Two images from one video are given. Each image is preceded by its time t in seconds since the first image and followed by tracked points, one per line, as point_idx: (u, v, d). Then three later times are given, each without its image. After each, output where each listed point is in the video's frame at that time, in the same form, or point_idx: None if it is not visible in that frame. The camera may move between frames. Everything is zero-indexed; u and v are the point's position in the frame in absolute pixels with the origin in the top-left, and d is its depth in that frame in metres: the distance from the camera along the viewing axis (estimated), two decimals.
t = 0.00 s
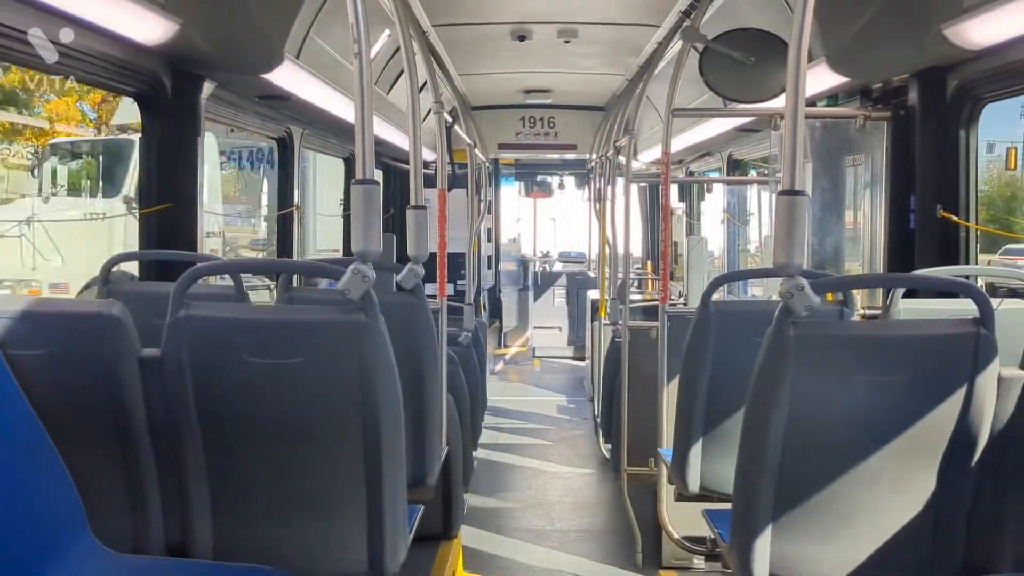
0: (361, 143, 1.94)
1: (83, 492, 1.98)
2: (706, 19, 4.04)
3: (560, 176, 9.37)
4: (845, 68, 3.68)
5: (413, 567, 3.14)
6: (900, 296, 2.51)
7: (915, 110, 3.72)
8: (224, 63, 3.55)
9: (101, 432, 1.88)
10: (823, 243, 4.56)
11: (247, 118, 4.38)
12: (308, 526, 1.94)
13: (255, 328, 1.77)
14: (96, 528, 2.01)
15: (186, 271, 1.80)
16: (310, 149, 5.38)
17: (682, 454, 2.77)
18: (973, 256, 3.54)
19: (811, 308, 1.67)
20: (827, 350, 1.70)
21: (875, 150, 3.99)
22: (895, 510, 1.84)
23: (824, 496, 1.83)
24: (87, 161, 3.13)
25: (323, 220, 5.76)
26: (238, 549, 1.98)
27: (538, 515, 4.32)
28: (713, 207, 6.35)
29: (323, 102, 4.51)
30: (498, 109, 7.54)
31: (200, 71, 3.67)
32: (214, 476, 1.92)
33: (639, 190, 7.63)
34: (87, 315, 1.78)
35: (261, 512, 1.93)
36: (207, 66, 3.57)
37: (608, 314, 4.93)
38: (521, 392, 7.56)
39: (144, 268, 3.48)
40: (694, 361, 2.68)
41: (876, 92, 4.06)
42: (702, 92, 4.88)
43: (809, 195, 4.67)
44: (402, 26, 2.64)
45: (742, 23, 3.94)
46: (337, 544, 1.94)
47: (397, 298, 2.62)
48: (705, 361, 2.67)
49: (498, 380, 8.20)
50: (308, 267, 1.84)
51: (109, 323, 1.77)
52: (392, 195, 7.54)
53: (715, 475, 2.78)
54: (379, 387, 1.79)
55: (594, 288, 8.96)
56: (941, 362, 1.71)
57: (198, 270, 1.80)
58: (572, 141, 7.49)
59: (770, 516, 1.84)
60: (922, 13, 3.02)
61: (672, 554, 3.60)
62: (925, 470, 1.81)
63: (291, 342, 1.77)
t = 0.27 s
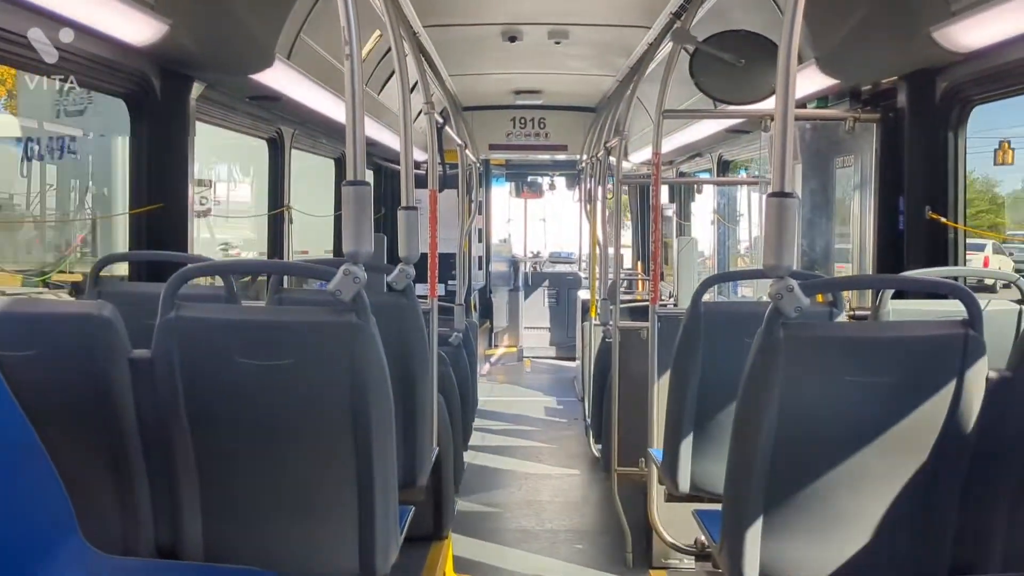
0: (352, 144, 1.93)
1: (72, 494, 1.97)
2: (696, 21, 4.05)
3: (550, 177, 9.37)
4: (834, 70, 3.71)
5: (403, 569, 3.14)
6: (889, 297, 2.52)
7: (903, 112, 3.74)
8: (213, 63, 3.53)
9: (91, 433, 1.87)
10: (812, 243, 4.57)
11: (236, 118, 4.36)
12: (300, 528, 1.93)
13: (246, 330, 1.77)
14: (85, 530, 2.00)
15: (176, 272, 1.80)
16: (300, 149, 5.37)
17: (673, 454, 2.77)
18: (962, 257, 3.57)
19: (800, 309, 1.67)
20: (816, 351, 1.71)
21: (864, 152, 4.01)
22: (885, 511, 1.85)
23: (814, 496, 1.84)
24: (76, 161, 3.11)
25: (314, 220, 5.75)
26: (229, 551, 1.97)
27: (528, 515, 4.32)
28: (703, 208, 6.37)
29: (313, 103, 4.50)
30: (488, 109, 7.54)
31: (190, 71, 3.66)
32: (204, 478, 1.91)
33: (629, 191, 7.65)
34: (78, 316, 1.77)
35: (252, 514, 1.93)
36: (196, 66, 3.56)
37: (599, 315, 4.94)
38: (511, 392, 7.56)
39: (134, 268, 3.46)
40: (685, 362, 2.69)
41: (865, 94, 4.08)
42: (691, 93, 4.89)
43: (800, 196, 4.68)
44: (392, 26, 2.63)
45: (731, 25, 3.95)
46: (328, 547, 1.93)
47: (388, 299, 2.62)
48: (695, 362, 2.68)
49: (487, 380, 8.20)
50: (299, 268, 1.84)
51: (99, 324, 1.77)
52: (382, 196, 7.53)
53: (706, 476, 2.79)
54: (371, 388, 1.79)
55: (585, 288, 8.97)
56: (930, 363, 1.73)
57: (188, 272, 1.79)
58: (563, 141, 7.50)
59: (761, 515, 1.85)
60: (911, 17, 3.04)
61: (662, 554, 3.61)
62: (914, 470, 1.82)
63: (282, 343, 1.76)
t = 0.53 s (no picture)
0: (336, 140, 1.93)
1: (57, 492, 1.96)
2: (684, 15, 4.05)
3: (541, 173, 9.36)
4: (821, 64, 3.71)
5: (392, 565, 3.13)
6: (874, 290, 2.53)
7: (890, 106, 3.75)
8: (198, 59, 3.52)
9: (74, 432, 1.86)
10: (801, 237, 4.58)
11: (224, 115, 4.35)
12: (285, 525, 1.92)
13: (230, 327, 1.77)
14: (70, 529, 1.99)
15: (159, 269, 1.79)
16: (289, 146, 5.36)
17: (661, 449, 2.78)
18: (949, 250, 3.57)
19: (784, 303, 1.69)
20: (800, 345, 1.71)
21: (853, 146, 4.01)
22: (870, 503, 1.85)
23: (799, 489, 1.84)
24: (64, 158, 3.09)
25: (304, 217, 5.74)
26: (214, 548, 1.97)
27: (518, 511, 4.33)
28: (693, 203, 6.37)
29: (301, 100, 4.49)
30: (479, 106, 7.53)
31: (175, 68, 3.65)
32: (188, 475, 1.90)
33: (620, 187, 7.65)
34: (60, 313, 1.76)
35: (236, 512, 1.92)
36: (182, 62, 3.54)
37: (589, 310, 4.94)
38: (502, 388, 7.57)
39: (121, 266, 3.46)
40: (671, 356, 2.69)
41: (852, 88, 4.08)
42: (681, 88, 4.89)
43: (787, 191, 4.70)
44: (378, 22, 2.63)
45: (719, 19, 3.95)
46: (314, 544, 1.92)
47: (375, 295, 2.62)
48: (682, 355, 2.68)
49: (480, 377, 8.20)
50: (283, 264, 1.84)
51: (81, 321, 1.76)
52: (373, 193, 7.52)
53: (694, 470, 2.79)
54: (354, 385, 1.78)
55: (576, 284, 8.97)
56: (914, 355, 1.73)
57: (171, 269, 1.79)
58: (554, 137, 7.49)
59: (746, 509, 1.85)
60: (896, 10, 3.04)
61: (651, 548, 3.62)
62: (899, 462, 1.82)
63: (266, 340, 1.76)
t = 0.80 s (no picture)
0: (327, 144, 1.93)
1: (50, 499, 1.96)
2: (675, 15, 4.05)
3: (533, 173, 9.29)
4: (812, 63, 3.72)
5: (388, 567, 3.13)
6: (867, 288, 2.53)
7: (881, 104, 3.76)
8: (188, 62, 3.51)
9: (67, 438, 1.86)
10: (793, 236, 4.59)
11: (215, 118, 4.34)
12: (280, 529, 1.92)
13: (223, 331, 1.76)
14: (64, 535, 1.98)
15: (152, 274, 1.78)
16: (281, 148, 5.35)
17: (655, 448, 2.78)
18: (940, 248, 3.59)
19: (777, 302, 1.69)
20: (793, 344, 1.71)
21: (844, 144, 4.03)
22: (865, 501, 1.85)
23: (793, 489, 1.84)
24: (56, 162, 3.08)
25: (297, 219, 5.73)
26: (209, 553, 1.96)
27: (513, 511, 4.33)
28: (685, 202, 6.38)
29: (293, 101, 4.48)
30: (470, 106, 7.53)
31: (166, 71, 3.63)
32: (183, 480, 1.90)
33: (613, 186, 7.66)
34: (54, 320, 1.76)
35: (230, 517, 1.92)
36: (173, 65, 3.53)
37: (582, 310, 4.94)
38: (497, 388, 7.58)
39: (113, 271, 3.45)
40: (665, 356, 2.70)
41: (844, 86, 4.10)
42: (673, 87, 4.90)
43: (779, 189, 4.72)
44: (368, 24, 2.62)
45: (710, 19, 3.95)
46: (309, 547, 1.92)
47: (368, 297, 2.62)
48: (677, 355, 2.68)
49: (474, 377, 8.20)
50: (276, 268, 1.83)
51: (74, 327, 1.75)
52: (366, 193, 7.51)
53: (689, 469, 2.80)
54: (349, 388, 1.78)
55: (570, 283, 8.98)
56: (906, 354, 1.73)
57: (163, 274, 1.78)
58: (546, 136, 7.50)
59: (741, 508, 1.85)
60: (886, 8, 3.05)
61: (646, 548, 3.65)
62: (893, 460, 1.82)
63: (260, 344, 1.76)
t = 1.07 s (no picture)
0: (318, 144, 1.92)
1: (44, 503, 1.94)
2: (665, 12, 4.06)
3: (525, 172, 9.25)
4: (802, 58, 3.73)
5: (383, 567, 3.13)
6: (858, 282, 2.54)
7: (870, 98, 3.78)
8: (178, 64, 3.50)
9: (60, 442, 1.84)
10: (785, 231, 4.60)
11: (205, 119, 4.32)
12: (275, 530, 1.91)
13: (216, 332, 1.76)
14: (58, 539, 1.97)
15: (144, 276, 1.77)
16: (272, 149, 5.34)
17: (650, 445, 2.79)
18: (931, 242, 3.60)
19: (769, 297, 1.69)
20: (787, 339, 1.71)
21: (835, 139, 4.04)
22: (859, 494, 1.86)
23: (787, 483, 1.84)
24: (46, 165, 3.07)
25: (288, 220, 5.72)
26: (204, 555, 1.96)
27: (508, 510, 4.33)
28: (677, 199, 6.39)
29: (284, 102, 4.47)
30: (461, 105, 7.53)
31: (155, 73, 3.62)
32: (177, 483, 1.89)
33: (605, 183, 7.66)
34: (44, 323, 1.75)
35: (226, 520, 1.91)
36: (162, 67, 3.52)
37: (575, 308, 4.94)
38: (490, 387, 7.58)
39: (105, 274, 3.43)
40: (659, 352, 2.70)
41: (833, 81, 4.11)
42: (663, 84, 4.90)
43: (769, 184, 4.74)
44: (358, 23, 2.61)
45: (699, 15, 3.96)
46: (304, 548, 1.91)
47: (361, 297, 2.62)
48: (670, 350, 2.69)
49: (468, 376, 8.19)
50: (268, 269, 1.83)
51: (65, 330, 1.74)
52: (357, 194, 7.50)
53: (684, 465, 2.81)
54: (342, 389, 1.78)
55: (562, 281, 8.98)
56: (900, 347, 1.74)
57: (155, 276, 1.77)
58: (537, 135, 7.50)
59: (737, 503, 1.86)
60: (875, 3, 3.06)
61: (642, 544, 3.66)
62: (888, 454, 1.82)
63: (252, 346, 1.75)
